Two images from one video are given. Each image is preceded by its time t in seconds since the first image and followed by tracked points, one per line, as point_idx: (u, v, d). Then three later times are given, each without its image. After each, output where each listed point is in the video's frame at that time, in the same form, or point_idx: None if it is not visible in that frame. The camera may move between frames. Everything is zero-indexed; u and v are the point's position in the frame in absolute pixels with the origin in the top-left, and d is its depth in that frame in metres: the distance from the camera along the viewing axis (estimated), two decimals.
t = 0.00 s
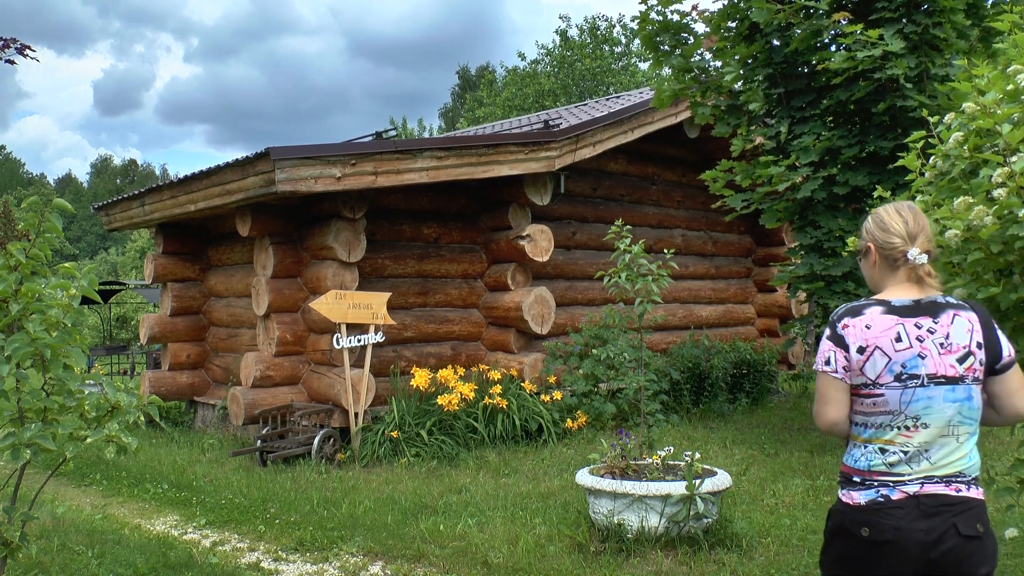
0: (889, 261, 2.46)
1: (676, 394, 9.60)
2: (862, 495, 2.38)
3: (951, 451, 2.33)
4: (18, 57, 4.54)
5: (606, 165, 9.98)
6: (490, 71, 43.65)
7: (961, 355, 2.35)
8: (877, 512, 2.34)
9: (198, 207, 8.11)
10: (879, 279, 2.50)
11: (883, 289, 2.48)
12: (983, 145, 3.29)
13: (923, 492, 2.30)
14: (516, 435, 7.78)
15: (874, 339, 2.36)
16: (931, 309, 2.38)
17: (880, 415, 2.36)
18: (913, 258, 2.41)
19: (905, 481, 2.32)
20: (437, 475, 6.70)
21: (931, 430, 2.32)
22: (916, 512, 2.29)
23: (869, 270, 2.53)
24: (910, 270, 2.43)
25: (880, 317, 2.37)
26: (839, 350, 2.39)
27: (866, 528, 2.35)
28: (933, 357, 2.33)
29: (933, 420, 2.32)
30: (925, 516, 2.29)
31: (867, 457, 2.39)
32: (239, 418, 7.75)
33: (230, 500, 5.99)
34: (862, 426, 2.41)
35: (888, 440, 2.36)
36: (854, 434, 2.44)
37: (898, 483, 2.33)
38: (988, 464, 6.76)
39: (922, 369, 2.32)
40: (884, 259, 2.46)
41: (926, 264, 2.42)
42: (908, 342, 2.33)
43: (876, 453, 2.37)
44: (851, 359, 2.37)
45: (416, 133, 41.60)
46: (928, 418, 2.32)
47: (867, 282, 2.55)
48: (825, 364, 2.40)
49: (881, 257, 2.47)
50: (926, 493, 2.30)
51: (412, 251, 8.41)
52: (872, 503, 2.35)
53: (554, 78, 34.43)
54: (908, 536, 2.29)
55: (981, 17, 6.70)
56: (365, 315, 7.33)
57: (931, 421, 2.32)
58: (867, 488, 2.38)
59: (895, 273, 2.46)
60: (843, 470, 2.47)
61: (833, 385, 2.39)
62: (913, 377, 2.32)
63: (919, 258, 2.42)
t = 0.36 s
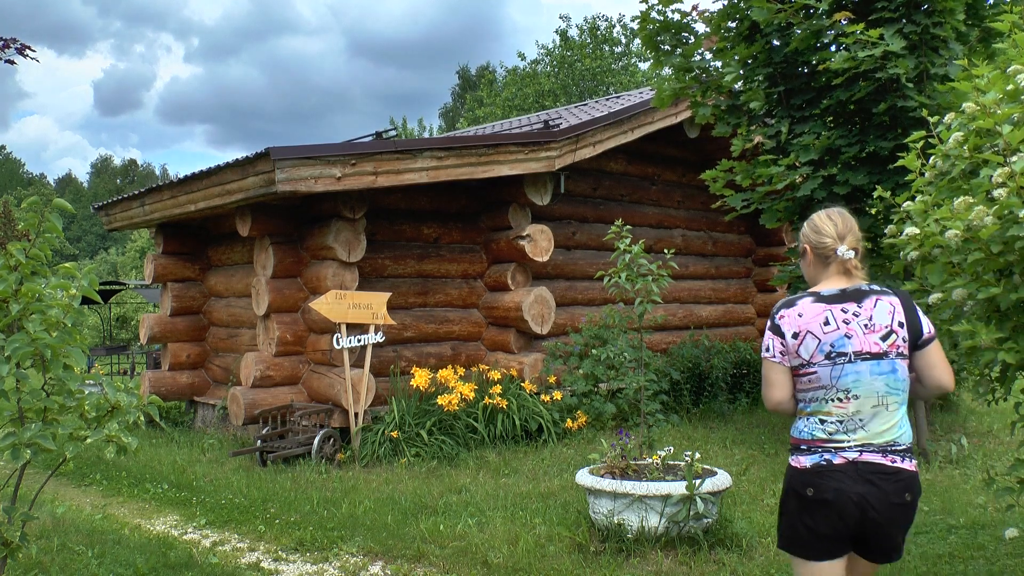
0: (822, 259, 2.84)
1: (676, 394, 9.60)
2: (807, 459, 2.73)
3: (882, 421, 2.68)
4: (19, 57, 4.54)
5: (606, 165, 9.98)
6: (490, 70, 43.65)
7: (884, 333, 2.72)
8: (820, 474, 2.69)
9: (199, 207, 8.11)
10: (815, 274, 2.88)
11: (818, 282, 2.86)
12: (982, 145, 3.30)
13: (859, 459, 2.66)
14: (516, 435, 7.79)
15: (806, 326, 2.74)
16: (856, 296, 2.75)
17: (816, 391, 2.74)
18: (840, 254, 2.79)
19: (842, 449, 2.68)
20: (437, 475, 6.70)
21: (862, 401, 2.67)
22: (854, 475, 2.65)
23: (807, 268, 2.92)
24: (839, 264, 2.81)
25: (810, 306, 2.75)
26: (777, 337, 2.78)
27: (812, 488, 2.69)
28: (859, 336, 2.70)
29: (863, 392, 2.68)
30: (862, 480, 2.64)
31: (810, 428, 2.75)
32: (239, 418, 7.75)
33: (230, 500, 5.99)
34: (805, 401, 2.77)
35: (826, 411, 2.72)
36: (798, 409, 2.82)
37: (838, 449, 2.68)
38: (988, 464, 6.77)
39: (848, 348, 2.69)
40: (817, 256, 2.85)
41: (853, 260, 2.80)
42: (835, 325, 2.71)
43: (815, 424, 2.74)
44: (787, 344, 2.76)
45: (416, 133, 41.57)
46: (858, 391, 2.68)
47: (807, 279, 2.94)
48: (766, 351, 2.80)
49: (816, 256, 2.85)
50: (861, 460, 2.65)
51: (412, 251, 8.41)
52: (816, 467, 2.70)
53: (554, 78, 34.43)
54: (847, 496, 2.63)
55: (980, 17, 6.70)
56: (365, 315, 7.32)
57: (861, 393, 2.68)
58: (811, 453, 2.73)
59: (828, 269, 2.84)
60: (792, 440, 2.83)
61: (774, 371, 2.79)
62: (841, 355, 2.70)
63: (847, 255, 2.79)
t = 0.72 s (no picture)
0: (799, 268, 3.18)
1: (677, 394, 9.60)
2: (795, 449, 3.01)
3: (860, 413, 2.99)
4: (19, 56, 4.54)
5: (606, 165, 9.98)
6: (490, 71, 43.64)
7: (859, 334, 3.05)
8: (807, 463, 2.97)
9: (199, 207, 8.11)
10: (792, 282, 3.22)
11: (796, 289, 3.20)
12: (982, 145, 3.30)
13: (840, 447, 2.96)
14: (516, 435, 7.79)
15: (791, 326, 3.04)
16: (834, 300, 3.08)
17: (800, 386, 3.03)
18: (816, 263, 3.14)
19: (825, 439, 2.97)
20: (437, 475, 6.70)
21: (843, 395, 2.98)
22: (837, 462, 2.95)
23: (784, 277, 3.25)
24: (815, 272, 3.15)
25: (794, 308, 3.06)
26: (764, 336, 3.07)
27: (800, 474, 2.97)
28: (838, 336, 3.01)
29: (844, 386, 2.98)
30: (844, 466, 2.95)
31: (797, 421, 3.03)
32: (239, 418, 7.74)
33: (230, 500, 5.99)
34: (790, 396, 3.06)
35: (811, 405, 3.01)
36: (782, 403, 3.10)
37: (823, 440, 2.97)
38: (988, 464, 6.77)
39: (830, 346, 3.01)
40: (794, 266, 3.19)
41: (826, 267, 3.16)
42: (818, 325, 3.02)
43: (801, 417, 3.02)
44: (774, 342, 3.06)
45: (416, 133, 41.54)
46: (840, 385, 2.99)
47: (784, 288, 3.28)
48: (754, 349, 3.08)
49: (792, 265, 3.20)
50: (843, 449, 2.95)
51: (412, 251, 8.42)
52: (803, 456, 2.98)
53: (554, 78, 34.42)
54: (832, 480, 2.93)
55: (980, 17, 6.69)
56: (365, 315, 7.32)
57: (841, 386, 2.99)
58: (798, 443, 3.01)
59: (804, 277, 3.18)
60: (776, 433, 3.10)
61: (759, 367, 3.07)
62: (824, 352, 3.01)
63: (821, 263, 3.15)
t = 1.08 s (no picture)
0: (787, 266, 3.52)
1: (677, 394, 9.61)
2: (783, 429, 3.34)
3: (842, 391, 3.33)
4: (18, 56, 4.53)
5: (606, 165, 9.98)
6: (490, 70, 43.63)
7: (844, 320, 3.40)
8: (794, 443, 3.29)
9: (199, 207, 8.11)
10: (782, 278, 3.56)
11: (784, 284, 3.54)
12: (982, 145, 3.30)
13: (824, 425, 3.29)
14: (516, 435, 7.79)
15: (782, 312, 3.40)
16: (820, 290, 3.44)
17: (789, 365, 3.37)
18: (803, 260, 3.48)
19: (811, 418, 3.31)
20: (437, 475, 6.70)
21: (828, 374, 3.32)
22: (822, 441, 3.26)
23: (774, 275, 3.59)
24: (802, 268, 3.50)
25: (785, 296, 3.42)
26: (757, 322, 3.43)
27: (788, 454, 3.29)
28: (825, 321, 3.37)
29: (830, 366, 3.32)
30: (829, 444, 3.26)
31: (785, 399, 3.37)
32: (239, 418, 7.74)
33: (230, 500, 6.00)
34: (779, 377, 3.40)
35: (799, 384, 3.35)
36: (772, 384, 3.44)
37: (809, 419, 3.30)
38: (988, 464, 6.77)
39: (817, 330, 3.35)
40: (783, 264, 3.52)
41: (812, 263, 3.50)
42: (806, 311, 3.37)
43: (790, 396, 3.36)
44: (766, 327, 3.41)
45: (416, 133, 41.54)
46: (825, 365, 3.33)
47: (773, 284, 3.61)
48: (748, 332, 3.44)
49: (781, 264, 3.53)
50: (828, 426, 3.28)
51: (412, 251, 8.42)
52: (791, 437, 3.31)
53: (554, 78, 34.42)
54: (817, 459, 3.24)
55: (980, 17, 6.69)
56: (365, 315, 7.32)
57: (828, 367, 3.33)
58: (786, 423, 3.34)
59: (792, 273, 3.52)
60: (767, 412, 3.44)
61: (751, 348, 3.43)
62: (811, 336, 3.35)
63: (807, 260, 3.49)
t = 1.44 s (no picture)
0: (775, 267, 3.62)
1: (677, 394, 9.61)
2: (764, 422, 3.43)
3: (824, 387, 3.39)
4: (18, 56, 4.53)
5: (606, 165, 9.98)
6: (490, 70, 43.63)
7: (827, 320, 3.46)
8: (774, 434, 3.38)
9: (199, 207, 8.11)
10: (771, 279, 3.67)
11: (773, 285, 3.64)
12: (982, 145, 3.30)
13: (803, 419, 3.35)
14: (516, 435, 7.80)
15: (767, 314, 3.49)
16: (805, 291, 3.51)
17: (773, 363, 3.45)
18: (789, 262, 3.57)
19: (791, 412, 3.37)
20: (437, 475, 6.70)
21: (809, 372, 3.39)
22: (800, 433, 3.33)
23: (764, 276, 3.71)
24: (788, 269, 3.58)
25: (771, 298, 3.51)
26: (744, 323, 3.53)
27: (767, 445, 3.39)
28: (808, 322, 3.44)
29: (811, 364, 3.39)
30: (807, 436, 3.33)
31: (768, 394, 3.45)
32: (239, 418, 7.74)
33: (230, 500, 5.99)
34: (763, 374, 3.48)
35: (781, 381, 3.42)
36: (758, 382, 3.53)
37: (789, 412, 3.38)
38: (988, 464, 6.77)
39: (800, 330, 3.43)
40: (771, 265, 3.63)
41: (798, 265, 3.58)
42: (791, 312, 3.45)
43: (772, 392, 3.43)
44: (751, 328, 3.51)
45: (415, 133, 41.50)
46: (807, 363, 3.40)
47: (763, 284, 3.72)
48: (735, 333, 3.54)
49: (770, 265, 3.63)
50: (807, 420, 3.34)
51: (412, 251, 8.42)
52: (771, 429, 3.39)
53: (554, 78, 34.42)
54: (794, 449, 3.32)
55: (980, 17, 6.69)
56: (365, 315, 7.32)
57: (810, 364, 3.39)
58: (767, 418, 3.43)
59: (780, 274, 3.62)
60: (753, 407, 3.53)
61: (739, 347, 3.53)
62: (794, 336, 3.43)
63: (794, 262, 3.57)
